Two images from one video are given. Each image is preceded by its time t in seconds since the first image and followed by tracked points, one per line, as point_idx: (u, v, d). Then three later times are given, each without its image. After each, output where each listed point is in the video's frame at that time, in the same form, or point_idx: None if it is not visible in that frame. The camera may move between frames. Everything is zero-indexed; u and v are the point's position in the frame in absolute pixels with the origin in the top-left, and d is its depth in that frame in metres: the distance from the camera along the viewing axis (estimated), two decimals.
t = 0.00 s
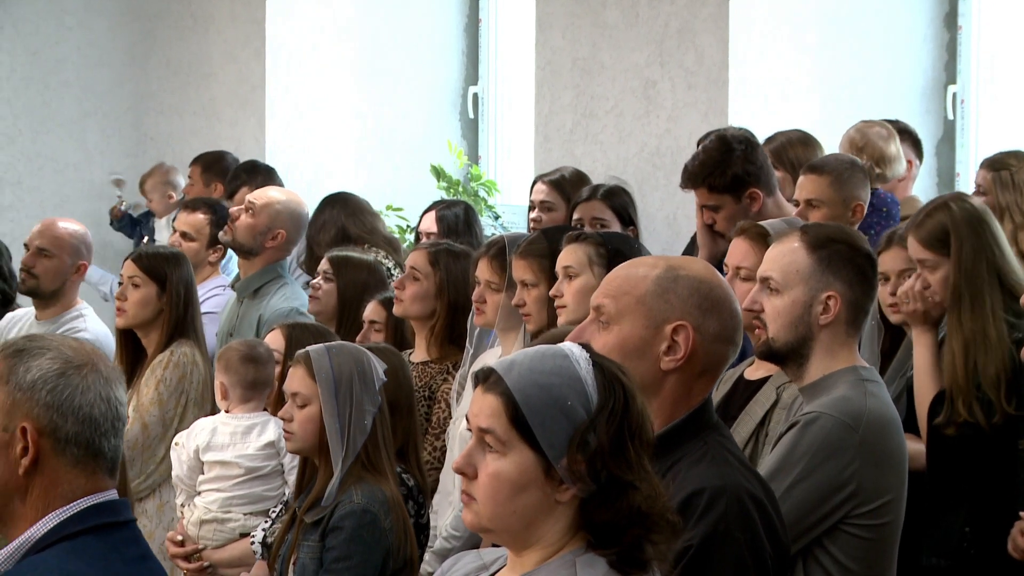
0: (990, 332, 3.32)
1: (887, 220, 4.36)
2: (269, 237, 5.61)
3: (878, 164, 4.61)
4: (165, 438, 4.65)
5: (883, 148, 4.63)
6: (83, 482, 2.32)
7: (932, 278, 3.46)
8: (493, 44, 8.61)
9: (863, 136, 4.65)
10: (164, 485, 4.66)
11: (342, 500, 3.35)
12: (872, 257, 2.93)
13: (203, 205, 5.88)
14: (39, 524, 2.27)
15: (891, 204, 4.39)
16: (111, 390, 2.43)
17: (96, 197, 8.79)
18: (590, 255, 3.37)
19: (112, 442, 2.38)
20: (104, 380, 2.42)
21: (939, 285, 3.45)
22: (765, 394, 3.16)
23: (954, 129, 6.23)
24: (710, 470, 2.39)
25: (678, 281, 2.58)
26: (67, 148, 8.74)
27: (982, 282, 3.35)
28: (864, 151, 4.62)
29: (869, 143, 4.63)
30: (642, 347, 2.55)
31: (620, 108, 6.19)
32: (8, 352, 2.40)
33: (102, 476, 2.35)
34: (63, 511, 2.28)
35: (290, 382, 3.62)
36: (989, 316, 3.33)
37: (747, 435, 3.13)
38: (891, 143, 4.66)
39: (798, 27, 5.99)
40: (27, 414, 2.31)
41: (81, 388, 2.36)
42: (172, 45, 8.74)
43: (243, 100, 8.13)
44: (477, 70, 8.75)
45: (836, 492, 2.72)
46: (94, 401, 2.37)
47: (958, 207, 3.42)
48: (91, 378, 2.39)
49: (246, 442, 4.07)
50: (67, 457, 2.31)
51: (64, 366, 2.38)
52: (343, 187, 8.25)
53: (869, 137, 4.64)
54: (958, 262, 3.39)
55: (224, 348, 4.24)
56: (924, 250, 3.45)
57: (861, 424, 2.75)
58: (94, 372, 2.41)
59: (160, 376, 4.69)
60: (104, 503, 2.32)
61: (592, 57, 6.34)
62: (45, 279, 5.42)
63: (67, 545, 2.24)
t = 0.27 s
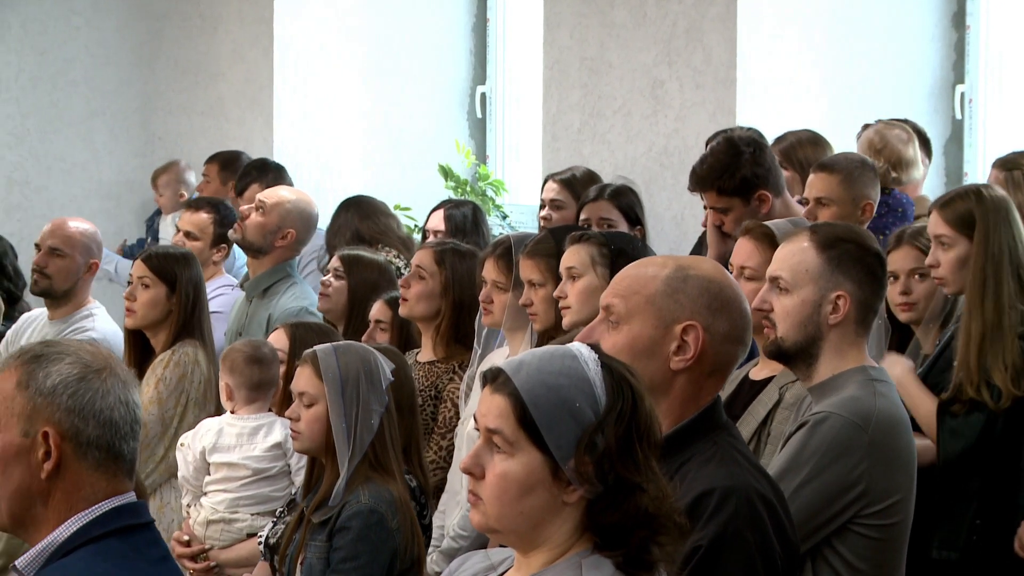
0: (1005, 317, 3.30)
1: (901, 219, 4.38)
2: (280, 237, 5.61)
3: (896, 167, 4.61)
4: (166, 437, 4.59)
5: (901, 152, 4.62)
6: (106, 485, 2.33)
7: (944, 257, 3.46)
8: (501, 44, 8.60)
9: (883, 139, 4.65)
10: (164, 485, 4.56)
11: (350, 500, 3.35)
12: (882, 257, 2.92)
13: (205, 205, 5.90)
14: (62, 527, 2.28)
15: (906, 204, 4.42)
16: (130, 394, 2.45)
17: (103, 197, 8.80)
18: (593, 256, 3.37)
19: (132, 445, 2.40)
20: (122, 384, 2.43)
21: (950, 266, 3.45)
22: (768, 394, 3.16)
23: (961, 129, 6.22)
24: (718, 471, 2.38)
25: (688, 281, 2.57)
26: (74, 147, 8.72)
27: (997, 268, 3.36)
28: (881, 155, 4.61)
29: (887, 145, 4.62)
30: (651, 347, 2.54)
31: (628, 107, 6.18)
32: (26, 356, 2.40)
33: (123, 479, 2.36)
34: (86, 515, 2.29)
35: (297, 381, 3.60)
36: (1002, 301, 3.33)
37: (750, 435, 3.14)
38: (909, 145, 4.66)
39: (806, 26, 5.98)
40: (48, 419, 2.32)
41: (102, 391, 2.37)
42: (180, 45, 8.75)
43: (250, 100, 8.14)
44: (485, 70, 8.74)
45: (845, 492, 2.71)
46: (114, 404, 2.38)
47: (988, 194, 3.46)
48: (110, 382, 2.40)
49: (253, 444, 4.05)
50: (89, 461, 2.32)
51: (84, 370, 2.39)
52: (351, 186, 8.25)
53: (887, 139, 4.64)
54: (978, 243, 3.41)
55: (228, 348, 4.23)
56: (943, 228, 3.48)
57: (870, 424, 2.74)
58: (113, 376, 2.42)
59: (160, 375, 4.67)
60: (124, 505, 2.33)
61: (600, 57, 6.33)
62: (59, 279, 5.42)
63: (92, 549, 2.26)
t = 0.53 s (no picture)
0: (1011, 309, 3.31)
1: (914, 219, 4.37)
2: (289, 237, 5.62)
3: (909, 168, 4.59)
4: (164, 437, 4.57)
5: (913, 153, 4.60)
6: (129, 482, 2.47)
7: (952, 245, 3.47)
8: (508, 44, 8.61)
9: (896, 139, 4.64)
10: (163, 485, 4.56)
11: (357, 500, 3.35)
12: (891, 257, 2.91)
13: (212, 206, 5.91)
14: (85, 524, 2.41)
15: (919, 205, 4.42)
16: (150, 393, 2.59)
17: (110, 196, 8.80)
18: (599, 256, 3.36)
19: (153, 443, 2.54)
20: (145, 384, 2.58)
21: (958, 254, 3.45)
22: (768, 394, 3.16)
23: (969, 129, 6.21)
24: (725, 471, 2.37)
25: (695, 281, 2.57)
26: (81, 147, 8.73)
27: (1008, 263, 3.36)
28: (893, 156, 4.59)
29: (901, 146, 4.61)
30: (658, 346, 2.54)
31: (635, 107, 6.17)
32: (51, 355, 2.52)
33: (144, 476, 2.50)
34: (108, 512, 2.42)
35: (305, 381, 3.61)
36: (1012, 297, 3.33)
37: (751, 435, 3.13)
38: (923, 147, 4.65)
39: (814, 26, 5.96)
40: (75, 416, 2.45)
41: (127, 390, 2.52)
42: (188, 46, 8.76)
43: (257, 100, 8.14)
44: (492, 70, 8.75)
45: (853, 492, 2.70)
46: (139, 403, 2.53)
47: (1007, 190, 3.45)
48: (134, 381, 2.55)
49: (257, 445, 4.05)
50: (115, 458, 2.46)
51: (110, 369, 2.53)
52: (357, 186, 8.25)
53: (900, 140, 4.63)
54: (989, 236, 3.41)
55: (232, 349, 4.25)
56: (956, 215, 3.47)
57: (878, 424, 2.73)
58: (136, 375, 2.56)
59: (160, 375, 4.67)
60: (144, 504, 2.45)
61: (606, 57, 6.32)
62: (73, 282, 5.41)
63: (115, 544, 2.38)
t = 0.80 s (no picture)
0: (1022, 304, 3.29)
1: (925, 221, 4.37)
2: (299, 237, 5.62)
3: (920, 171, 4.54)
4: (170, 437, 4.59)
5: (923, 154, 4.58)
6: (146, 481, 2.47)
7: (964, 241, 3.48)
8: (517, 44, 8.62)
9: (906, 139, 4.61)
10: (169, 484, 4.55)
11: (367, 500, 3.35)
12: (899, 256, 2.90)
13: (221, 208, 5.92)
14: (101, 522, 2.40)
15: (928, 205, 4.41)
16: (169, 395, 2.61)
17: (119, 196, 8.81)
18: (610, 257, 3.35)
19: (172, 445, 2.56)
20: (167, 385, 2.60)
21: (970, 250, 3.47)
22: (770, 394, 3.15)
23: (977, 129, 6.18)
24: (733, 470, 2.37)
25: (702, 281, 2.56)
26: (90, 147, 8.74)
27: (1020, 259, 3.35)
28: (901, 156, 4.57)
29: (912, 148, 4.58)
30: (666, 346, 2.53)
31: (644, 107, 6.17)
32: (74, 352, 2.54)
33: (161, 477, 2.51)
34: (125, 510, 2.42)
35: (314, 381, 3.61)
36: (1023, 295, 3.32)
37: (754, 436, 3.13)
38: (933, 148, 4.63)
39: (822, 26, 5.96)
40: (96, 414, 2.46)
41: (148, 390, 2.53)
42: (197, 46, 8.78)
43: (267, 100, 8.15)
44: (501, 70, 8.76)
45: (860, 492, 2.69)
46: (159, 404, 2.54)
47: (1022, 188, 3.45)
48: (156, 382, 2.56)
49: (263, 444, 4.07)
50: (134, 457, 2.47)
51: (132, 368, 2.54)
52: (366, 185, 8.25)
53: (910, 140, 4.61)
54: (1001, 232, 3.41)
55: (236, 349, 4.26)
56: (969, 211, 3.49)
57: (886, 423, 2.73)
58: (158, 376, 2.58)
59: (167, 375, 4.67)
60: (161, 503, 2.45)
61: (615, 57, 6.32)
62: (84, 283, 5.40)
63: (134, 542, 2.37)
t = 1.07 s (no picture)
0: None
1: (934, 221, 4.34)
2: (310, 238, 5.63)
3: (924, 168, 4.57)
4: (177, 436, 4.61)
5: (929, 153, 4.59)
6: (160, 482, 2.46)
7: (976, 240, 3.48)
8: (526, 44, 8.62)
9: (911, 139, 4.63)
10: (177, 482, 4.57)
11: (377, 499, 3.35)
12: (906, 256, 2.90)
13: (231, 207, 5.94)
14: (115, 523, 2.39)
15: (936, 205, 4.38)
16: (184, 394, 2.60)
17: (129, 195, 8.84)
18: (619, 257, 3.35)
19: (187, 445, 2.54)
20: (180, 386, 2.58)
21: (982, 248, 3.46)
22: (774, 394, 3.15)
23: (987, 129, 6.13)
24: (742, 470, 2.36)
25: (710, 281, 2.56)
26: (100, 147, 8.76)
27: None
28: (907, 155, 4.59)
29: (915, 146, 4.59)
30: (674, 346, 2.53)
31: (653, 107, 6.16)
32: (88, 352, 2.53)
33: (175, 478, 2.49)
34: (140, 511, 2.40)
35: (325, 380, 3.62)
36: None
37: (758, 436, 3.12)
38: (938, 146, 4.63)
39: (830, 26, 5.98)
40: (110, 415, 2.45)
41: (162, 391, 2.52)
42: (207, 46, 8.81)
43: (276, 99, 8.17)
44: (510, 70, 8.76)
45: (869, 492, 2.69)
46: (173, 404, 2.53)
47: None
48: (169, 383, 2.55)
49: (268, 443, 4.08)
50: (148, 458, 2.45)
51: (146, 369, 2.53)
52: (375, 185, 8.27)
53: (915, 140, 4.62)
54: (1014, 230, 3.40)
55: (239, 348, 4.25)
56: (982, 210, 3.49)
57: (895, 423, 2.72)
58: (172, 376, 2.56)
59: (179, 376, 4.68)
60: (177, 503, 2.43)
61: (624, 56, 6.31)
62: (92, 283, 5.39)
63: (148, 543, 2.36)
